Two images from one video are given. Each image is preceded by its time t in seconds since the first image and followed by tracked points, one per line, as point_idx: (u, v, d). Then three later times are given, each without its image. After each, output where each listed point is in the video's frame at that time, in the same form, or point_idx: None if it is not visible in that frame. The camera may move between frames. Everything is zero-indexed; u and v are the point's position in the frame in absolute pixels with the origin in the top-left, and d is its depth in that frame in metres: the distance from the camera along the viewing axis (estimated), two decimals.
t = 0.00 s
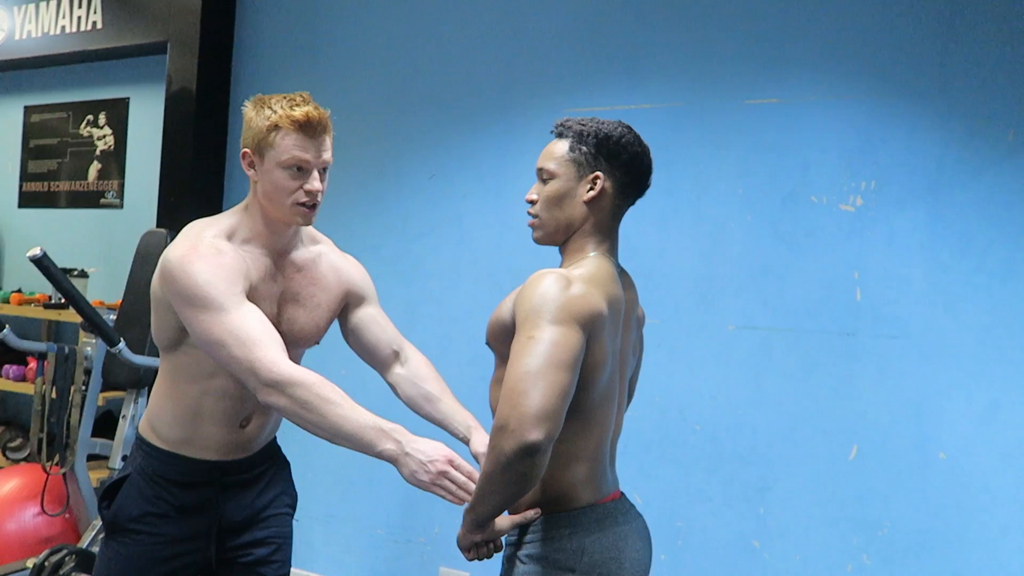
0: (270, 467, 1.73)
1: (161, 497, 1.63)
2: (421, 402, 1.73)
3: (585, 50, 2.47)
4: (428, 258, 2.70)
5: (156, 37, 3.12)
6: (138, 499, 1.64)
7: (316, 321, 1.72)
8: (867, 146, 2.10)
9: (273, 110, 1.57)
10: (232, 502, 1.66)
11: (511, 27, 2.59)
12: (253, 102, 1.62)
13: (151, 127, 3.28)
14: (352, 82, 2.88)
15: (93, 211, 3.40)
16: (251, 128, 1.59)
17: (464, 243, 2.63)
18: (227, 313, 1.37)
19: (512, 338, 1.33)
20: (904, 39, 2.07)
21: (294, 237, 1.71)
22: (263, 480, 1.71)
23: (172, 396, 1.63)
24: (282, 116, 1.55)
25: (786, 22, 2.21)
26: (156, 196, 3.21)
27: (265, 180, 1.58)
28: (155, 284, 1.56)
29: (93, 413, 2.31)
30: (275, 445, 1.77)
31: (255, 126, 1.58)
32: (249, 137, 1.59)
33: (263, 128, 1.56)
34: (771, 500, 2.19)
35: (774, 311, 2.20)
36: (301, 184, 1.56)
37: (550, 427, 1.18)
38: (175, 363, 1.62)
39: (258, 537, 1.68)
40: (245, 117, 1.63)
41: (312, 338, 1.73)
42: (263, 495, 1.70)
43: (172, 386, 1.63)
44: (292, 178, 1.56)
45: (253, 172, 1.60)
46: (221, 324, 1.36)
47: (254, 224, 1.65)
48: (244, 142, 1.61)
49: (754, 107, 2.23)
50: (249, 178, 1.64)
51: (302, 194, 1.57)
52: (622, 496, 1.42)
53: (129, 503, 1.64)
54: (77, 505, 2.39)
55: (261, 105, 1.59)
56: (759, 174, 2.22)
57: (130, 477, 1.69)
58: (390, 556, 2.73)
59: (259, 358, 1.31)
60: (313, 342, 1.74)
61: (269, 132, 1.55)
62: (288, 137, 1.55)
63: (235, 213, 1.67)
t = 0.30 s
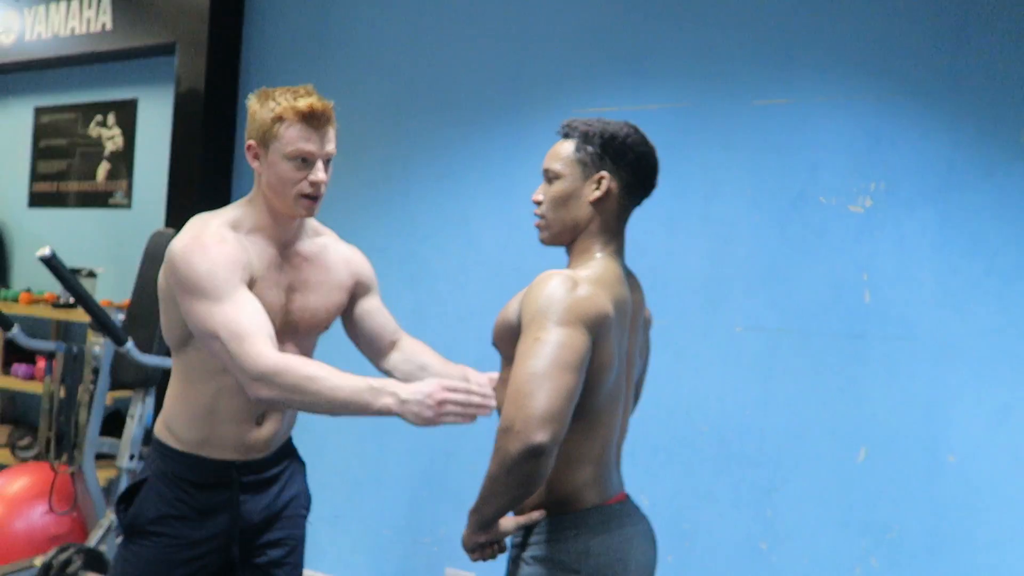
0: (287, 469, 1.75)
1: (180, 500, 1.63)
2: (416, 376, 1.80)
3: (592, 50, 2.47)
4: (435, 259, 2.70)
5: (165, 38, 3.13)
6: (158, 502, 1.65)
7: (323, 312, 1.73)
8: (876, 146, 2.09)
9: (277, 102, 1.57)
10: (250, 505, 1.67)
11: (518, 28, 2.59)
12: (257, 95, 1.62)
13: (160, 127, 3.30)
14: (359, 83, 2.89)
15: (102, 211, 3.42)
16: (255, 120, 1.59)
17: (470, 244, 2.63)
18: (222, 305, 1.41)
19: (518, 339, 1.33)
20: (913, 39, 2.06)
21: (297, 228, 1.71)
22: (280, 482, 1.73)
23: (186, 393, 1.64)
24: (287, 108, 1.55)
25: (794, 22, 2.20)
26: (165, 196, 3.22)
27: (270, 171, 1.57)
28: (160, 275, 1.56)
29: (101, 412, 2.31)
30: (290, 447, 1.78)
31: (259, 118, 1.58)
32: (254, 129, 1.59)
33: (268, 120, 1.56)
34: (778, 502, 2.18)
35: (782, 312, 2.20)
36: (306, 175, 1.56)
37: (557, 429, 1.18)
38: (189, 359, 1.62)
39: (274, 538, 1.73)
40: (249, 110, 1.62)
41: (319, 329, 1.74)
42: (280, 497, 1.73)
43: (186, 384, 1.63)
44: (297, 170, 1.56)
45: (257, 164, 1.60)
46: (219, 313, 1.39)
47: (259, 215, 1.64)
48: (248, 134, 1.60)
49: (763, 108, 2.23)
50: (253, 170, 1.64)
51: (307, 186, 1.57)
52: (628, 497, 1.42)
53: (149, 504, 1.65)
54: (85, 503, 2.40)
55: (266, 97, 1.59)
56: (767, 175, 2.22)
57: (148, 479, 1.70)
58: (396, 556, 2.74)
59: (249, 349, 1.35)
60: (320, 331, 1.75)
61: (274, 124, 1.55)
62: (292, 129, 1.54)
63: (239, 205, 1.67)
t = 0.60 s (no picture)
0: (289, 465, 1.76)
1: (182, 497, 1.63)
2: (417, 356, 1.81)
3: (594, 48, 2.47)
4: (436, 257, 2.70)
5: (167, 34, 3.14)
6: (158, 502, 1.64)
7: (315, 301, 1.72)
8: (876, 146, 2.09)
9: (257, 94, 1.60)
10: (253, 501, 1.67)
11: (520, 25, 2.59)
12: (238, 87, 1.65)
13: (162, 123, 3.30)
14: (361, 79, 2.89)
15: (104, 206, 3.42)
16: (236, 112, 1.61)
17: (471, 241, 2.63)
18: (205, 284, 1.43)
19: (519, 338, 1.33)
20: (915, 39, 2.06)
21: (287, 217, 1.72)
22: (282, 479, 1.73)
23: (183, 389, 1.64)
24: (266, 98, 1.58)
25: (797, 22, 2.20)
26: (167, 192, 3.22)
27: (252, 162, 1.60)
28: (145, 264, 1.55)
29: (101, 407, 2.31)
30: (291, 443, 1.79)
31: (240, 110, 1.61)
32: (236, 120, 1.61)
33: (249, 111, 1.59)
34: (778, 501, 2.18)
35: (782, 312, 2.20)
36: (289, 165, 1.59)
37: (557, 428, 1.18)
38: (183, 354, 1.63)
39: (276, 536, 1.72)
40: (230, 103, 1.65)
41: (313, 319, 1.73)
42: (283, 494, 1.73)
43: (183, 380, 1.64)
44: (279, 159, 1.58)
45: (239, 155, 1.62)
46: (205, 290, 1.42)
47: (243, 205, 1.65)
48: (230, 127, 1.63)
49: (764, 108, 2.23)
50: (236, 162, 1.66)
51: (290, 175, 1.60)
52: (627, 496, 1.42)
53: (151, 502, 1.65)
54: (85, 498, 2.40)
55: (246, 90, 1.62)
56: (768, 175, 2.22)
57: (148, 480, 1.69)
58: (395, 552, 2.74)
59: (230, 327, 1.37)
60: (315, 321, 1.74)
61: (255, 115, 1.58)
62: (273, 119, 1.58)
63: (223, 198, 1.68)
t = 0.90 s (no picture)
0: (291, 463, 1.78)
1: (186, 499, 1.62)
2: (410, 293, 2.07)
3: (597, 47, 2.47)
4: (437, 255, 2.70)
5: (170, 31, 3.14)
6: (159, 503, 1.62)
7: (315, 288, 1.75)
8: (879, 148, 2.09)
9: (249, 83, 1.67)
10: (256, 501, 1.69)
11: (524, 24, 2.59)
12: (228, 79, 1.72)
13: (164, 120, 3.30)
14: (364, 77, 2.89)
15: (105, 203, 3.42)
16: (229, 101, 1.68)
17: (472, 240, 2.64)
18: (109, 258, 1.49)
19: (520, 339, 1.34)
20: (919, 41, 2.06)
21: (282, 207, 1.75)
22: (284, 478, 1.75)
23: (183, 390, 1.63)
24: (259, 85, 1.65)
25: (802, 23, 2.20)
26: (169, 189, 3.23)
27: (246, 150, 1.65)
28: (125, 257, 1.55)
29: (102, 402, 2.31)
30: (292, 441, 1.80)
31: (233, 99, 1.67)
32: (229, 110, 1.68)
33: (243, 99, 1.65)
34: (778, 502, 2.19)
35: (784, 313, 2.20)
36: (283, 151, 1.64)
37: (559, 427, 1.18)
38: (185, 354, 1.61)
39: (278, 534, 1.75)
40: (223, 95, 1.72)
41: (316, 306, 1.75)
42: (284, 494, 1.75)
43: (186, 378, 1.62)
44: (274, 146, 1.64)
45: (232, 145, 1.68)
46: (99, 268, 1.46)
47: (236, 196, 1.68)
48: (224, 117, 1.69)
49: (767, 108, 2.23)
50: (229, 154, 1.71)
51: (285, 161, 1.64)
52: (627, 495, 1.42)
53: (153, 501, 1.62)
54: (85, 494, 2.40)
55: (237, 80, 1.69)
56: (771, 176, 2.22)
57: (146, 480, 1.67)
58: (395, 550, 2.75)
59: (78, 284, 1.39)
60: (317, 310, 1.75)
61: (248, 103, 1.65)
62: (267, 105, 1.64)
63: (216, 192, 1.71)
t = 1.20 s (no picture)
0: (292, 465, 1.77)
1: (184, 500, 1.63)
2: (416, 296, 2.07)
3: (603, 50, 2.47)
4: (443, 256, 2.71)
5: (178, 32, 3.15)
6: (159, 504, 1.63)
7: (313, 290, 1.75)
8: (885, 152, 2.08)
9: (255, 82, 1.69)
10: (256, 503, 1.69)
11: (530, 26, 2.59)
12: (231, 79, 1.73)
13: (172, 121, 3.31)
14: (371, 79, 2.89)
15: (112, 203, 3.43)
16: (233, 101, 1.69)
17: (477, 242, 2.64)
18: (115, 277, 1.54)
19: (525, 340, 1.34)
20: (927, 44, 2.05)
21: (277, 207, 1.76)
22: (285, 480, 1.75)
23: (181, 392, 1.64)
24: (266, 85, 1.68)
25: (809, 26, 2.19)
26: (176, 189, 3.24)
27: (250, 149, 1.66)
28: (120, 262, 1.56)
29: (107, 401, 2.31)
30: (294, 442, 1.80)
31: (238, 97, 1.68)
32: (232, 109, 1.69)
33: (248, 99, 1.67)
34: (782, 507, 2.18)
35: (789, 316, 2.19)
36: (288, 150, 1.67)
37: (562, 430, 1.18)
38: (183, 356, 1.62)
39: (278, 538, 1.74)
40: (224, 94, 1.73)
41: (313, 308, 1.76)
42: (284, 497, 1.74)
43: (184, 380, 1.63)
44: (279, 145, 1.66)
45: (235, 144, 1.69)
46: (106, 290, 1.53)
47: (237, 195, 1.71)
48: (226, 115, 1.70)
49: (774, 111, 2.22)
50: (229, 152, 1.72)
51: (289, 161, 1.67)
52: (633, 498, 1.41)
53: (152, 503, 1.64)
54: (91, 494, 2.41)
55: (241, 80, 1.70)
56: (777, 179, 2.21)
57: (147, 481, 1.68)
58: (399, 552, 2.75)
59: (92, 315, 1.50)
60: (315, 311, 1.76)
61: (255, 102, 1.66)
62: (274, 105, 1.66)
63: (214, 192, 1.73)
